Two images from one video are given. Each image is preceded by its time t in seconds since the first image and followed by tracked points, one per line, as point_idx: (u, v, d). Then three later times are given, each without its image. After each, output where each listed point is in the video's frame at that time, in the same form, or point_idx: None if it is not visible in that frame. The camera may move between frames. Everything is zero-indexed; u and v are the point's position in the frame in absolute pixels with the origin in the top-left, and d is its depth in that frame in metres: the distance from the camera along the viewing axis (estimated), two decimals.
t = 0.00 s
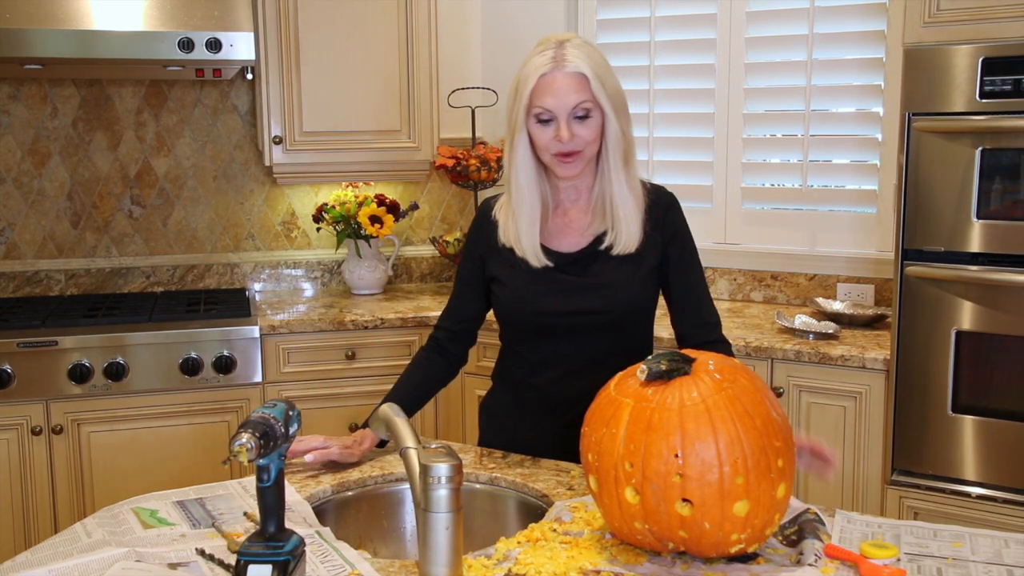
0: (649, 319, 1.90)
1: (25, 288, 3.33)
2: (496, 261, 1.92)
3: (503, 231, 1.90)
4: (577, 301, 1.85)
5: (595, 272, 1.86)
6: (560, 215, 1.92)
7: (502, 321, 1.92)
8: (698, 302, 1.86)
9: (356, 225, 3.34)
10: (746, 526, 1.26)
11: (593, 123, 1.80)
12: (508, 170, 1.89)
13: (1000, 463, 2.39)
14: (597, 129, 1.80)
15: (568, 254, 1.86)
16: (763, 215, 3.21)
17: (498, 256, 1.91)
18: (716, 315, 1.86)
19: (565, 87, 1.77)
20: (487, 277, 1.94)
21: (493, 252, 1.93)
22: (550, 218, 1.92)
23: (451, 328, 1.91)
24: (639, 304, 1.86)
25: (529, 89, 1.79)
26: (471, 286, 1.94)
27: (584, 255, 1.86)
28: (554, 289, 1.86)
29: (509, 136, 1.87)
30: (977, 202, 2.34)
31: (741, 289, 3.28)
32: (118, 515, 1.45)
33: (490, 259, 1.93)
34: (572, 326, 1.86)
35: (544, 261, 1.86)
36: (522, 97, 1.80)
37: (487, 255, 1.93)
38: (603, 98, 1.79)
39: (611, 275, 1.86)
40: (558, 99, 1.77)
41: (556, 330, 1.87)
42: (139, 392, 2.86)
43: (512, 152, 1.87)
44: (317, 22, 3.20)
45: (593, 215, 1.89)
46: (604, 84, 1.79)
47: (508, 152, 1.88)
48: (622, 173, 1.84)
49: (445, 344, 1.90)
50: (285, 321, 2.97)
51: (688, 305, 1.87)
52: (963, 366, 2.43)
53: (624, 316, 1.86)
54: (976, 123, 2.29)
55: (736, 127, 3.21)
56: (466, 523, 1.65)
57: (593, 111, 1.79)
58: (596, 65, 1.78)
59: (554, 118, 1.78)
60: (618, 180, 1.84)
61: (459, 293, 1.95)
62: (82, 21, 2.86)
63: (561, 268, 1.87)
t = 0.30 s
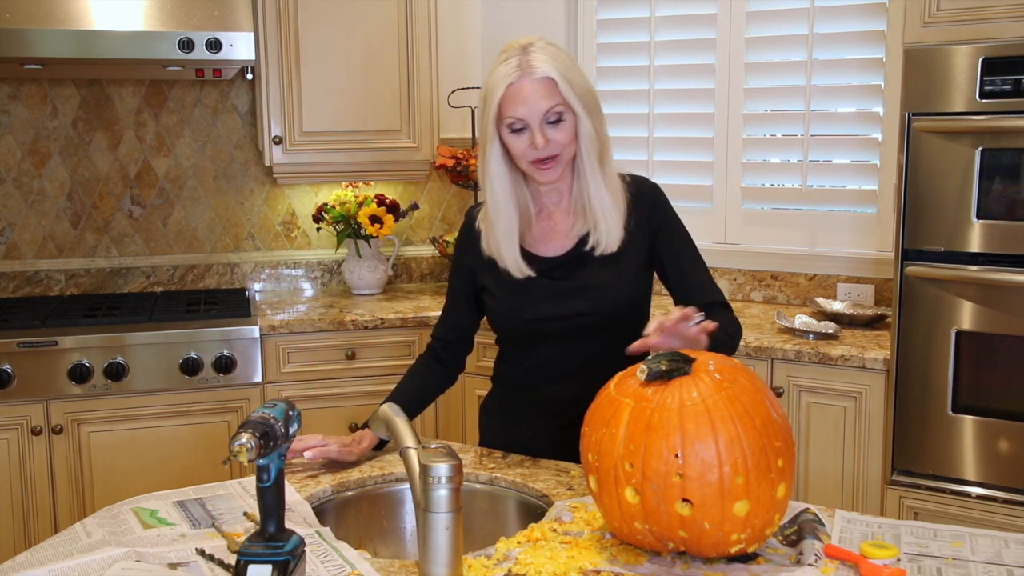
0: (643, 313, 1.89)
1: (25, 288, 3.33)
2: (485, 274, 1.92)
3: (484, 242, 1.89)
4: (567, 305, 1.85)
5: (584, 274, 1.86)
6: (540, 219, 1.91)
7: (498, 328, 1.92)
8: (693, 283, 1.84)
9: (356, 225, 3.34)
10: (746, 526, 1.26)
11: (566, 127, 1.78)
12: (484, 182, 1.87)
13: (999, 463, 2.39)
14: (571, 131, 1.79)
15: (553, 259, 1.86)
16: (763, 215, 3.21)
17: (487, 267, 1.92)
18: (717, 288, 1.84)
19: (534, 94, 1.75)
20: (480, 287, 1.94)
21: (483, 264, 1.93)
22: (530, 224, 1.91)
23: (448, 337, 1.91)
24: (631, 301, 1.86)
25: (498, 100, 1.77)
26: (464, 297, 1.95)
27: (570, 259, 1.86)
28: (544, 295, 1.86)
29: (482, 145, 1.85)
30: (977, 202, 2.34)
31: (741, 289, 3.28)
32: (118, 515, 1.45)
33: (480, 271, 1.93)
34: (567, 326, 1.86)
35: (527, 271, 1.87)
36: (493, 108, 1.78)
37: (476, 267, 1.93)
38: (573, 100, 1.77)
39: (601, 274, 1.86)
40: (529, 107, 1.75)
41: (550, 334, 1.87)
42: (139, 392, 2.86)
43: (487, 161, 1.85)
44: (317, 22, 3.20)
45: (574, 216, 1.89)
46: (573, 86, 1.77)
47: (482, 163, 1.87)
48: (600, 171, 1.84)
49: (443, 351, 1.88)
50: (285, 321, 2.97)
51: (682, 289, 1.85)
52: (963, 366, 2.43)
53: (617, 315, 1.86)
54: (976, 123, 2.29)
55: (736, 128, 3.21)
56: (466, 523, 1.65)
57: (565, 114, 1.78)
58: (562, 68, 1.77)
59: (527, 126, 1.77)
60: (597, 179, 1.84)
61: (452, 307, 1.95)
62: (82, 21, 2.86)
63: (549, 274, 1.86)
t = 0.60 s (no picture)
0: (632, 306, 1.89)
1: (25, 288, 3.32)
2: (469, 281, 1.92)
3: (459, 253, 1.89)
4: (551, 306, 1.85)
5: (565, 273, 1.85)
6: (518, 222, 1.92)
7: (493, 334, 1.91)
8: (686, 266, 1.82)
9: (356, 225, 3.34)
10: (746, 526, 1.26)
11: (534, 127, 1.78)
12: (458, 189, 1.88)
13: (999, 463, 2.39)
14: (540, 131, 1.79)
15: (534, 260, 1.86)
16: (763, 215, 3.21)
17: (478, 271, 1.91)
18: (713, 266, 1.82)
19: (500, 97, 1.76)
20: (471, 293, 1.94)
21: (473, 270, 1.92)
22: (508, 228, 1.91)
23: (445, 345, 1.91)
24: (614, 295, 1.85)
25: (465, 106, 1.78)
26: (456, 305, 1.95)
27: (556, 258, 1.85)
28: (535, 297, 1.86)
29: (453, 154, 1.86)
30: (977, 202, 2.34)
31: (741, 290, 3.28)
32: (118, 515, 1.45)
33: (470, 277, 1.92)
34: (561, 326, 1.86)
35: (498, 282, 1.87)
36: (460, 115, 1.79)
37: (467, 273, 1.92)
38: (540, 100, 1.78)
39: (589, 273, 1.85)
40: (496, 110, 1.76)
41: (542, 334, 1.87)
42: (139, 392, 2.86)
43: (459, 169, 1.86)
44: (317, 22, 3.20)
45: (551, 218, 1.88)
46: (538, 86, 1.78)
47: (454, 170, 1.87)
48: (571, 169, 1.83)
49: (442, 360, 1.89)
50: (285, 321, 2.97)
51: (675, 274, 1.83)
52: (963, 366, 2.43)
53: (602, 311, 1.85)
54: (976, 123, 2.29)
55: (736, 128, 3.21)
56: (466, 523, 1.65)
57: (532, 114, 1.78)
58: (526, 68, 1.77)
59: (496, 130, 1.77)
60: (570, 178, 1.83)
61: (444, 315, 1.95)
62: (81, 21, 2.86)
63: (529, 276, 1.87)
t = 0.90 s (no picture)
0: (626, 302, 1.88)
1: (25, 288, 3.32)
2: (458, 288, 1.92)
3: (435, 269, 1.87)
4: (543, 309, 1.84)
5: (555, 275, 1.85)
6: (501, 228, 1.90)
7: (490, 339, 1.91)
8: (675, 256, 1.81)
9: (356, 225, 3.34)
10: (746, 526, 1.26)
11: (512, 133, 1.76)
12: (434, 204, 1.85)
13: (999, 463, 2.39)
14: (518, 137, 1.77)
15: (523, 265, 1.85)
16: (763, 215, 3.21)
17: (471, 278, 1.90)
18: (704, 254, 1.81)
19: (475, 107, 1.73)
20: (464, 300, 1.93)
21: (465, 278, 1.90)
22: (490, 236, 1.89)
23: (442, 350, 1.91)
24: (606, 295, 1.85)
25: (439, 119, 1.75)
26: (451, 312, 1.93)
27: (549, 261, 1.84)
28: (531, 300, 1.85)
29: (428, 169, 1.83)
30: (977, 201, 2.34)
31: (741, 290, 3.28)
32: (118, 515, 1.45)
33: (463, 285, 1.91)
34: (560, 326, 1.85)
35: (460, 298, 1.88)
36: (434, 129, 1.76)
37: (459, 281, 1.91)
38: (515, 105, 1.75)
39: (584, 274, 1.85)
40: (472, 121, 1.73)
41: (539, 335, 1.87)
42: (139, 392, 2.86)
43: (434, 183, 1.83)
44: (317, 21, 3.20)
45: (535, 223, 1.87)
46: (512, 91, 1.75)
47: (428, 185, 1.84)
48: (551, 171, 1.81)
49: (437, 365, 1.89)
50: (285, 321, 2.97)
51: (667, 265, 1.82)
52: (963, 366, 2.43)
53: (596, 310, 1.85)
54: (976, 123, 2.29)
55: (736, 128, 3.21)
56: (466, 522, 1.65)
57: (508, 120, 1.76)
58: (498, 75, 1.74)
59: (475, 140, 1.75)
60: (552, 181, 1.81)
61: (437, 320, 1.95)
62: (81, 21, 2.86)
63: (518, 280, 1.86)
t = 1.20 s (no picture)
0: (617, 299, 1.89)
1: (25, 288, 3.32)
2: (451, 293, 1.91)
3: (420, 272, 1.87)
4: (538, 312, 1.84)
5: (549, 277, 1.84)
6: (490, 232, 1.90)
7: (484, 343, 1.90)
8: (661, 245, 1.81)
9: (356, 225, 3.34)
10: (746, 526, 1.26)
11: (497, 136, 1.76)
12: (420, 209, 1.84)
13: (999, 463, 2.39)
14: (503, 140, 1.76)
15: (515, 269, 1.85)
16: (763, 215, 3.21)
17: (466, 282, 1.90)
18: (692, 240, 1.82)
19: (459, 110, 1.73)
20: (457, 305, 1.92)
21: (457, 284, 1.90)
22: (479, 239, 1.89)
23: (438, 352, 1.91)
24: (598, 295, 1.86)
25: (424, 124, 1.75)
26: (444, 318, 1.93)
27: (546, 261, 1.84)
28: (527, 301, 1.85)
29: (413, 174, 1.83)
30: (977, 202, 2.34)
31: (741, 290, 3.28)
32: (118, 515, 1.45)
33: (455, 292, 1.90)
34: (557, 327, 1.85)
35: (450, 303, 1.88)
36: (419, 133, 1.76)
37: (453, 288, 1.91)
38: (499, 108, 1.75)
39: (580, 273, 1.85)
40: (456, 125, 1.73)
41: (537, 336, 1.87)
42: (139, 392, 2.86)
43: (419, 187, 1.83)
44: (317, 21, 3.20)
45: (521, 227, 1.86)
46: (496, 94, 1.75)
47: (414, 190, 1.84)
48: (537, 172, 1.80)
49: (434, 367, 1.89)
50: (285, 321, 2.97)
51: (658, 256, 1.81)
52: (962, 366, 2.43)
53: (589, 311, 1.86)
54: (976, 123, 2.29)
55: (736, 128, 3.21)
56: (466, 522, 1.65)
57: (493, 123, 1.76)
58: (481, 78, 1.74)
59: (460, 144, 1.75)
60: (538, 184, 1.80)
61: (433, 323, 1.94)
62: (81, 21, 2.86)
63: (512, 284, 1.86)
